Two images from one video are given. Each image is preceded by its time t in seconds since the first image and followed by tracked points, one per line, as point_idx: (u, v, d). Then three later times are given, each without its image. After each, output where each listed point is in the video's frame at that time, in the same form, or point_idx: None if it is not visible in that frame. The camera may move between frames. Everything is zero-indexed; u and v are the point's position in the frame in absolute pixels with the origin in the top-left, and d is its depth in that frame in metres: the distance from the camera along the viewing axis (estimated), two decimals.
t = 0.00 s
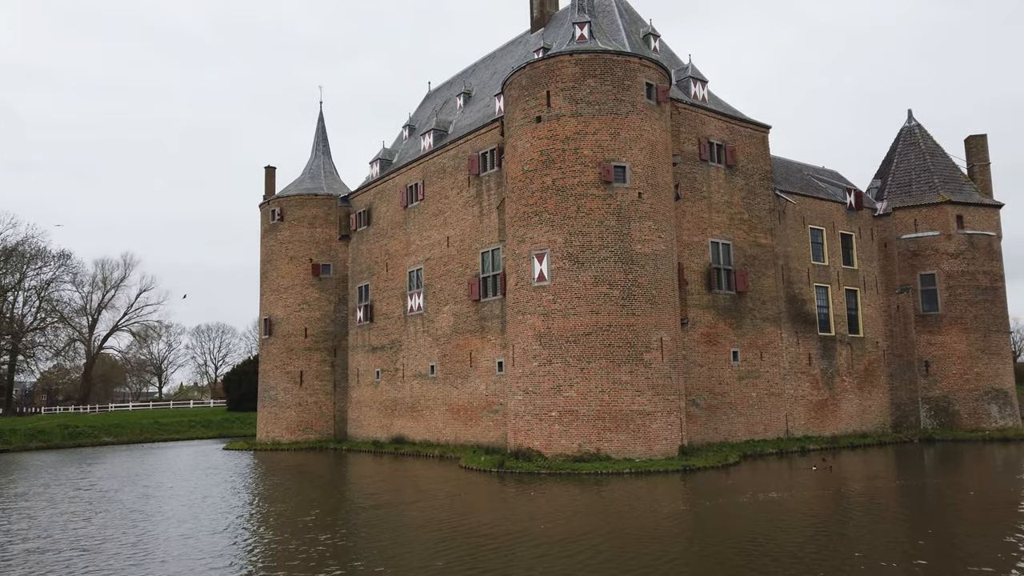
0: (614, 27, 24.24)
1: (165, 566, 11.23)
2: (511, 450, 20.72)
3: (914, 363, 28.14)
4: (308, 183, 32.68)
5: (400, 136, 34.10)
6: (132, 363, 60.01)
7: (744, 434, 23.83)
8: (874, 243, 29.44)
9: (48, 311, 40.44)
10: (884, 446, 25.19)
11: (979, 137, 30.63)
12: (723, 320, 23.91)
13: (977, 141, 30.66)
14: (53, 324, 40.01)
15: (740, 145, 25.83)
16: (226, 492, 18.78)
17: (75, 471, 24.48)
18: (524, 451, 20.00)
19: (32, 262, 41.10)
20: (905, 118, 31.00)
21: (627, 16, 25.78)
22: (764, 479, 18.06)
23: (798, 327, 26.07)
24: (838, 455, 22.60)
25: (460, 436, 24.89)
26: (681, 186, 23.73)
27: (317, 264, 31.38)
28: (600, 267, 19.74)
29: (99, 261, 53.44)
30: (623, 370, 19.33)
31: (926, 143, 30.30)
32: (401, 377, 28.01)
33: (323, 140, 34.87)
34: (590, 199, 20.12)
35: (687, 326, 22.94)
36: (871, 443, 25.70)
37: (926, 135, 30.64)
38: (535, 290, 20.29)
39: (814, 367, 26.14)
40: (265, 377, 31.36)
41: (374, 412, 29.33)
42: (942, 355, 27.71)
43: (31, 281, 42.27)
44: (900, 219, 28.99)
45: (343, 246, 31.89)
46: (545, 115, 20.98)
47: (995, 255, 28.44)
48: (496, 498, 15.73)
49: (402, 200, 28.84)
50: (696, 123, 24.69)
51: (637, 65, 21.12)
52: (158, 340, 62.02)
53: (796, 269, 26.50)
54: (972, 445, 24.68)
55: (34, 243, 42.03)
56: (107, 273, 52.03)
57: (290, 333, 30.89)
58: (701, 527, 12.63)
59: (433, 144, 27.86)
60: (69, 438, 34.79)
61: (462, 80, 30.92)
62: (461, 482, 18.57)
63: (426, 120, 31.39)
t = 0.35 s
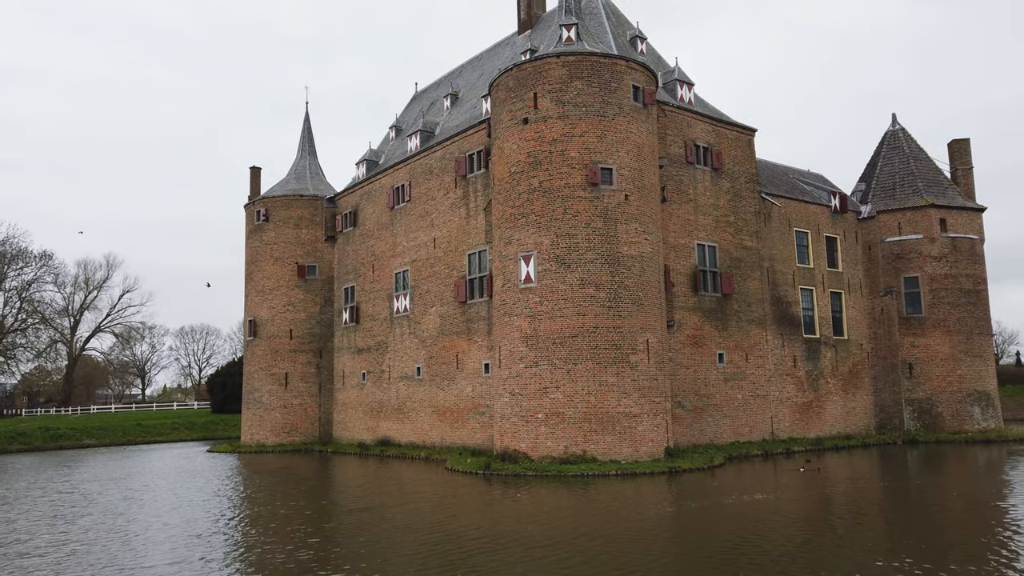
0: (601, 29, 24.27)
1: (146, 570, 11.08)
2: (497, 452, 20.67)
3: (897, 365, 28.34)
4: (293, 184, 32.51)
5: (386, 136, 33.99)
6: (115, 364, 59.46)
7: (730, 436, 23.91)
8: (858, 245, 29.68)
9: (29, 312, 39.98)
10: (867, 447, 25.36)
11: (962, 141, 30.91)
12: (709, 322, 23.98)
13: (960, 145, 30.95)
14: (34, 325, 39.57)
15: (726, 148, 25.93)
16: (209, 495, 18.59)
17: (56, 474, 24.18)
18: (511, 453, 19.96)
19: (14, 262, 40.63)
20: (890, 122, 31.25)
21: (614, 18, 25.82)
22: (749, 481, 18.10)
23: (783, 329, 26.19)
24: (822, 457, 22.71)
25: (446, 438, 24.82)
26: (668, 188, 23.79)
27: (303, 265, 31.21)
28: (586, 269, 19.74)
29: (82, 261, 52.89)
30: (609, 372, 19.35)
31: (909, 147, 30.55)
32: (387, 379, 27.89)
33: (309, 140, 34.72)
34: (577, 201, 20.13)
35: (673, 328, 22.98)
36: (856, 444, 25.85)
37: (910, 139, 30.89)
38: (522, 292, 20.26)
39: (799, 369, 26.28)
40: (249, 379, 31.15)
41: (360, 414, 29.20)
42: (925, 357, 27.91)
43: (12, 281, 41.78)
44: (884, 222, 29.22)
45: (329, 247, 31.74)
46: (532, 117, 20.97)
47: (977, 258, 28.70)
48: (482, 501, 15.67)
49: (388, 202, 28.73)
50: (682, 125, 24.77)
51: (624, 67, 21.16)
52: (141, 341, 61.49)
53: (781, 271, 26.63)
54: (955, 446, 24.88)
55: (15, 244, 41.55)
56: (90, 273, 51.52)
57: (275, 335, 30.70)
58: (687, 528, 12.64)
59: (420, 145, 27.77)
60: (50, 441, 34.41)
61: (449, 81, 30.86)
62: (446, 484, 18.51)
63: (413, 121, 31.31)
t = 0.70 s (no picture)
0: (587, 28, 24.28)
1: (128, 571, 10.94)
2: (483, 451, 20.62)
3: (881, 364, 28.54)
4: (278, 181, 32.30)
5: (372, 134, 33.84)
6: (97, 363, 58.88)
7: (715, 434, 23.98)
8: (843, 245, 29.88)
9: (9, 309, 39.53)
10: (851, 445, 25.52)
11: (946, 141, 31.17)
12: (695, 321, 24.04)
13: (943, 146, 31.21)
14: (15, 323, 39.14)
15: (711, 147, 26.00)
16: (194, 495, 18.39)
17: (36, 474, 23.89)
18: (496, 452, 19.91)
19: None
20: (874, 122, 31.47)
21: (601, 17, 25.82)
22: (734, 479, 18.15)
23: (767, 328, 26.31)
24: (807, 455, 22.82)
25: (432, 437, 24.74)
26: (654, 187, 23.82)
27: (288, 263, 31.01)
28: (573, 267, 19.74)
29: (63, 259, 52.35)
30: (595, 371, 19.35)
31: (893, 147, 30.78)
32: (373, 377, 27.78)
33: (294, 137, 34.51)
34: (563, 199, 20.11)
35: (659, 327, 23.02)
36: (839, 442, 26.00)
37: (894, 139, 31.11)
38: (508, 291, 20.23)
39: (783, 368, 26.42)
40: (233, 377, 30.93)
41: (345, 413, 29.06)
42: (908, 356, 28.12)
43: None
44: (868, 222, 29.42)
45: (314, 245, 31.56)
46: (519, 116, 20.92)
47: (960, 258, 28.94)
48: (468, 500, 15.61)
49: (374, 199, 28.60)
50: (668, 125, 24.81)
51: (610, 66, 21.15)
52: (124, 340, 60.95)
53: (766, 270, 26.75)
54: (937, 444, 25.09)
55: None
56: (71, 270, 51.01)
57: (259, 333, 30.50)
58: (674, 526, 12.66)
59: (406, 142, 27.65)
60: (31, 440, 34.03)
61: (435, 79, 30.77)
62: (432, 483, 18.44)
63: (399, 118, 31.20)
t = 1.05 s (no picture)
0: (576, 26, 24.24)
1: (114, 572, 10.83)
2: (471, 450, 20.56)
3: (867, 363, 28.69)
4: (266, 179, 32.11)
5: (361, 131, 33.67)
6: (82, 362, 58.39)
7: (703, 433, 24.03)
8: (830, 244, 30.02)
9: None
10: (838, 444, 25.64)
11: (932, 142, 31.37)
12: (683, 320, 24.08)
13: (930, 146, 31.40)
14: None
15: (700, 146, 26.05)
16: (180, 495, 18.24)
17: (20, 474, 23.64)
18: (485, 451, 19.87)
19: None
20: (861, 122, 31.63)
21: (590, 16, 25.80)
22: (722, 477, 18.18)
23: (755, 327, 26.40)
24: (794, 454, 22.90)
25: (420, 436, 24.67)
26: (643, 186, 23.83)
27: (275, 261, 30.83)
28: (561, 266, 19.71)
29: (48, 256, 51.84)
30: (584, 370, 19.34)
31: (880, 147, 30.94)
32: (361, 376, 27.67)
33: (282, 134, 34.32)
34: (552, 198, 20.08)
35: (647, 325, 23.02)
36: (826, 441, 26.13)
37: (882, 139, 31.27)
38: (497, 289, 20.18)
39: (771, 367, 26.52)
40: (220, 376, 30.73)
41: (333, 412, 28.93)
42: (894, 355, 28.28)
43: None
44: (856, 222, 29.57)
45: (302, 243, 31.40)
46: (508, 114, 20.87)
47: (946, 258, 29.12)
48: (457, 499, 15.55)
49: (363, 197, 28.47)
50: (657, 124, 24.82)
51: (599, 65, 21.14)
52: (108, 338, 60.40)
53: (754, 269, 26.83)
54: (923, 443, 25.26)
55: None
56: (56, 268, 50.52)
57: (246, 332, 30.32)
58: (662, 525, 12.65)
59: (395, 140, 27.53)
60: (14, 439, 33.70)
61: (424, 77, 30.66)
62: (420, 482, 18.38)
63: (387, 116, 31.07)
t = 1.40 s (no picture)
0: (564, 24, 24.21)
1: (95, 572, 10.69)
2: (458, 448, 20.50)
3: (852, 361, 28.86)
4: (251, 176, 31.89)
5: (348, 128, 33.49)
6: (64, 360, 57.83)
7: (689, 431, 24.09)
8: (816, 244, 30.17)
9: None
10: (823, 442, 25.77)
11: (918, 142, 31.57)
12: (670, 319, 24.12)
13: (915, 146, 31.60)
14: None
15: (687, 145, 26.09)
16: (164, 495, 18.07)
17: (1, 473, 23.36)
18: (472, 449, 19.82)
19: None
20: (847, 122, 31.79)
21: (578, 14, 25.78)
22: (708, 476, 18.23)
23: (742, 326, 26.50)
24: (779, 452, 22.99)
25: (407, 434, 24.59)
26: (630, 185, 23.84)
27: (261, 258, 30.63)
28: (548, 264, 19.69)
29: (30, 253, 51.27)
30: (571, 368, 19.34)
31: (866, 147, 31.12)
32: (348, 374, 27.56)
33: (268, 131, 34.10)
34: (540, 196, 20.05)
35: (634, 324, 23.04)
36: (811, 439, 26.26)
37: (867, 139, 31.45)
38: (484, 288, 20.13)
39: (757, 365, 26.62)
40: (205, 374, 30.51)
41: (319, 411, 28.80)
42: (879, 354, 28.45)
43: None
44: (842, 221, 29.74)
45: (288, 241, 31.22)
46: (495, 112, 20.81)
47: (930, 257, 29.32)
48: (442, 498, 15.49)
49: (349, 195, 28.33)
50: (645, 122, 24.83)
51: (587, 63, 21.12)
52: (91, 336, 59.82)
53: (740, 268, 26.91)
54: (907, 441, 25.44)
55: None
56: (38, 265, 49.98)
57: (232, 330, 30.12)
58: (646, 523, 12.61)
59: (382, 137, 27.39)
60: None
61: (412, 74, 30.53)
62: (406, 481, 18.31)
63: (374, 113, 30.92)
